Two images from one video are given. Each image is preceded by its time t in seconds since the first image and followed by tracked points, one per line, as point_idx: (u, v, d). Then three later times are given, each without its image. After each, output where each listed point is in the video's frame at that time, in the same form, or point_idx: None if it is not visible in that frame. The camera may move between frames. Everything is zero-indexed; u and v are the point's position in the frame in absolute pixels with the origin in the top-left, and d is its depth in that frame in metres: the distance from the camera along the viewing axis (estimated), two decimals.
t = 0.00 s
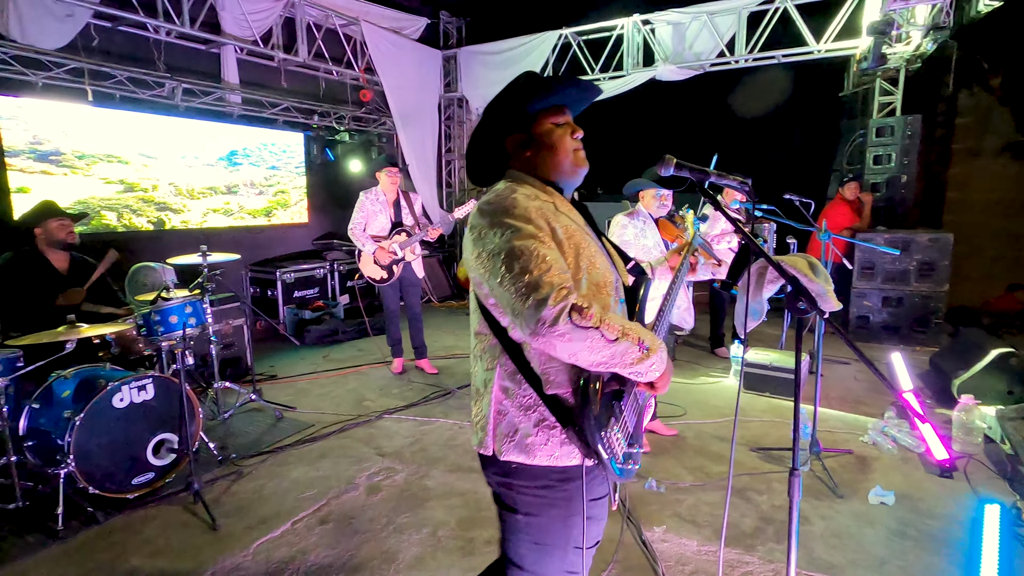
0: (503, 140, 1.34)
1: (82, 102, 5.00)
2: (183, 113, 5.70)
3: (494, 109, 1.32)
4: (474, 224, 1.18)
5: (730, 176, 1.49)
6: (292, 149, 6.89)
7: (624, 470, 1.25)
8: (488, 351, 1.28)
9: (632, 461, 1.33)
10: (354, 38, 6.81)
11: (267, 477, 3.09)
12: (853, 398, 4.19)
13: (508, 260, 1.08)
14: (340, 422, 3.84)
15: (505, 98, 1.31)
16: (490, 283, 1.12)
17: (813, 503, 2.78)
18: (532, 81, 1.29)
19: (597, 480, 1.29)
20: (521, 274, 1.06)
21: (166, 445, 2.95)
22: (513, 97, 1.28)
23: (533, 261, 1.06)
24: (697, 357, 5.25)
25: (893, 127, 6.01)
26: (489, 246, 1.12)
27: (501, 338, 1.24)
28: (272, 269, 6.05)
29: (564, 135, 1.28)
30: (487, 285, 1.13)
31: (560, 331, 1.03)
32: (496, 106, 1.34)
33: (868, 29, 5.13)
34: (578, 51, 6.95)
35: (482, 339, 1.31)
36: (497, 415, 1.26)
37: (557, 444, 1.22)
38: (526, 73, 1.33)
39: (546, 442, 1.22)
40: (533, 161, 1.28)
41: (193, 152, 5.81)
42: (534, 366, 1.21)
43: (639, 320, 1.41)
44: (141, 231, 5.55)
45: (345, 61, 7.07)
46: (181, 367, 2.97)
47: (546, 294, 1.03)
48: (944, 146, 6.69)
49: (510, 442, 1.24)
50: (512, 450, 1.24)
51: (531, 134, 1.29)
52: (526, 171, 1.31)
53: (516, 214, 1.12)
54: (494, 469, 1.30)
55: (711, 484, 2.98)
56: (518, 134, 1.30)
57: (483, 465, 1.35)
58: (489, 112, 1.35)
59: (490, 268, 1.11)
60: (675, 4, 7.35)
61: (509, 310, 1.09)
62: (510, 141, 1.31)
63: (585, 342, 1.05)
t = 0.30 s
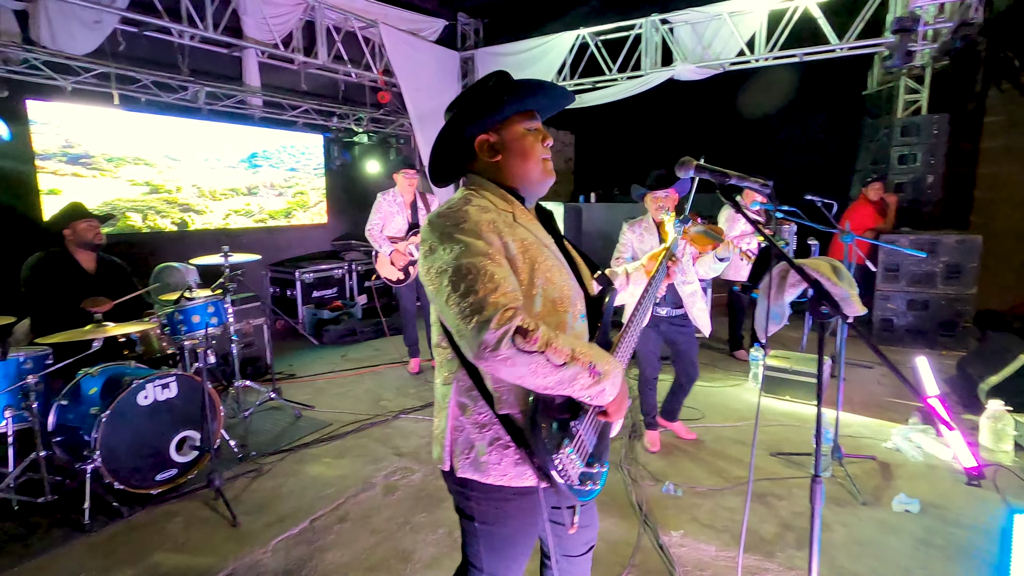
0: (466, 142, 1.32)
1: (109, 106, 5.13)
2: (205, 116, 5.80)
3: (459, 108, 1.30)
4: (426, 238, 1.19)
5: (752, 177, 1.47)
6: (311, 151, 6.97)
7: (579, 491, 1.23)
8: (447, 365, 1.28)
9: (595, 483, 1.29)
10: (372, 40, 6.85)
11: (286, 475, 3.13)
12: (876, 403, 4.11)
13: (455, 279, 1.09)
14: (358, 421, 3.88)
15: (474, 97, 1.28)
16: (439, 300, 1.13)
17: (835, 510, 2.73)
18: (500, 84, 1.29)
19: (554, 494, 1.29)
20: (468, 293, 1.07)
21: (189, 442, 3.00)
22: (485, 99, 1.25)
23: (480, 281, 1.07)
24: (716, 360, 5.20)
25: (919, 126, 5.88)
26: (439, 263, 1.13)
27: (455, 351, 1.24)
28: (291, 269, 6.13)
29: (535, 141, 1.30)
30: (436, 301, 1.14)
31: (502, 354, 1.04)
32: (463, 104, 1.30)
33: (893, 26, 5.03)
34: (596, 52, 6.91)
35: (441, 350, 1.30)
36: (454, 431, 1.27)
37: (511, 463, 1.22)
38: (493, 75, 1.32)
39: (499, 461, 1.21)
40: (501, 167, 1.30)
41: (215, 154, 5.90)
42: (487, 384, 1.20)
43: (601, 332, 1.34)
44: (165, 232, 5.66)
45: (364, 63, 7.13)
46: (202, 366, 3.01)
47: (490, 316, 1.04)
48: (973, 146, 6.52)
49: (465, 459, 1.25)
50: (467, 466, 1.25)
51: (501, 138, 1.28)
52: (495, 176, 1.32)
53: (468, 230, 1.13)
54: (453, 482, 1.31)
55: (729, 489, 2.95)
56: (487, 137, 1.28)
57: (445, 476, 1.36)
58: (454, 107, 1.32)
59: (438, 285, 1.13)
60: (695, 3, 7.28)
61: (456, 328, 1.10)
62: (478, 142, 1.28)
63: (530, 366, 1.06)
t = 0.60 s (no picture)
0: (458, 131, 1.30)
1: (154, 109, 5.31)
2: (244, 117, 5.96)
3: (453, 97, 1.27)
4: (407, 240, 1.15)
5: (795, 174, 1.42)
6: (345, 151, 7.08)
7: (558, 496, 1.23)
8: (427, 365, 1.26)
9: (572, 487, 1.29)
10: (405, 41, 6.90)
11: (317, 470, 3.17)
12: (921, 411, 3.94)
13: (435, 287, 1.05)
14: (388, 418, 3.92)
15: (468, 87, 1.26)
16: (418, 306, 1.10)
17: (877, 521, 2.62)
18: (494, 75, 1.28)
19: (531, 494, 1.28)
20: (448, 302, 1.03)
21: (226, 434, 3.08)
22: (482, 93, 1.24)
23: (461, 289, 1.03)
24: (750, 363, 5.08)
25: (970, 123, 5.64)
26: (419, 267, 1.09)
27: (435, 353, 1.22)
28: (325, 268, 6.24)
29: (527, 139, 1.30)
30: (416, 305, 1.11)
31: (481, 369, 1.00)
32: (454, 93, 1.27)
33: (943, 17, 4.81)
34: (629, 50, 6.84)
35: (421, 350, 1.28)
36: (432, 434, 1.25)
37: (488, 468, 1.21)
38: (488, 64, 1.30)
39: (477, 466, 1.21)
40: (492, 161, 1.29)
41: (252, 155, 6.05)
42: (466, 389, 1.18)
43: (584, 332, 1.34)
44: (204, 230, 5.83)
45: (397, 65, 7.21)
46: (240, 361, 3.07)
47: (470, 328, 1.00)
48: None
49: (443, 462, 1.24)
50: (445, 469, 1.24)
51: (493, 133, 1.27)
52: (482, 171, 1.31)
53: (451, 235, 1.10)
54: (434, 482, 1.31)
55: (764, 496, 2.87)
56: (478, 130, 1.27)
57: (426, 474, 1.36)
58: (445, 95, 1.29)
59: (418, 290, 1.09)
60: None
61: (435, 338, 1.06)
62: (469, 134, 1.27)
63: (511, 379, 1.03)
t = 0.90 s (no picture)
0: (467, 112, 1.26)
1: (191, 105, 5.43)
2: (277, 114, 6.06)
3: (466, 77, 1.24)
4: (407, 232, 1.13)
5: (846, 155, 1.35)
6: (375, 147, 7.15)
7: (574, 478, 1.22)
8: (435, 353, 1.24)
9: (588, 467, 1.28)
10: (434, 37, 6.92)
11: (345, 460, 3.20)
12: (968, 414, 3.77)
13: (438, 276, 1.03)
14: (415, 411, 3.94)
15: (482, 70, 1.23)
16: (422, 297, 1.07)
17: (922, 527, 2.51)
18: (506, 59, 1.25)
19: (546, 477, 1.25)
20: (453, 290, 1.01)
21: (257, 423, 3.12)
22: (496, 75, 1.20)
23: (463, 276, 1.01)
24: (784, 363, 4.94)
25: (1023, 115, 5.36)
26: (421, 257, 1.07)
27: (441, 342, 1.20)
28: (354, 262, 6.30)
29: (536, 127, 1.28)
30: (420, 297, 1.09)
31: (489, 355, 0.98)
32: (469, 74, 1.24)
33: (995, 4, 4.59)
34: (660, 43, 6.71)
35: (427, 340, 1.26)
36: (443, 422, 1.23)
37: (502, 454, 1.19)
38: (501, 45, 1.27)
39: (490, 451, 1.18)
40: (500, 147, 1.26)
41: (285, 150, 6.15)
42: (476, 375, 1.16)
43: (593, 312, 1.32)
44: (238, 224, 5.94)
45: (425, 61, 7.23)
46: (272, 351, 3.12)
47: (475, 314, 0.98)
48: None
49: (456, 449, 1.22)
50: (458, 457, 1.22)
51: (504, 117, 1.24)
52: (488, 154, 1.29)
53: (450, 222, 1.07)
54: (448, 472, 1.28)
55: (801, 498, 2.77)
56: (489, 113, 1.23)
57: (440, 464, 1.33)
58: (457, 76, 1.26)
59: (421, 282, 1.07)
60: None
61: (440, 328, 1.04)
62: (480, 117, 1.24)
63: (519, 363, 1.00)
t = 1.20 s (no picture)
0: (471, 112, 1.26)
1: (207, 104, 5.48)
2: (292, 113, 6.09)
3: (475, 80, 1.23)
4: (403, 229, 1.19)
5: (875, 146, 1.31)
6: (388, 147, 7.16)
7: (564, 465, 1.23)
8: (432, 341, 1.28)
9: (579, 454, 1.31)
10: (448, 37, 6.92)
11: (357, 457, 3.19)
12: (993, 419, 3.67)
13: (429, 272, 1.09)
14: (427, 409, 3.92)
15: (491, 75, 1.24)
16: (416, 290, 1.13)
17: (946, 533, 2.44)
18: (512, 64, 1.26)
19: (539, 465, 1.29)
20: (440, 283, 1.06)
21: (269, 420, 3.13)
22: (506, 82, 1.21)
23: (451, 272, 1.06)
24: (801, 365, 4.85)
25: None
26: (415, 253, 1.13)
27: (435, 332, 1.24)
28: (367, 261, 6.31)
29: (536, 132, 1.31)
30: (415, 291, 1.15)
31: (472, 347, 1.02)
32: (478, 77, 1.24)
33: None
34: (675, 42, 6.64)
35: (425, 330, 1.31)
36: (438, 408, 1.27)
37: (493, 440, 1.21)
38: (509, 48, 1.26)
39: (482, 438, 1.21)
40: (502, 150, 1.28)
41: (299, 149, 6.18)
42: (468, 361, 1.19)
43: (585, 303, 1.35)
44: (252, 223, 5.97)
45: (438, 61, 7.23)
46: (285, 348, 3.12)
47: (460, 307, 1.02)
48: None
49: (450, 435, 1.25)
50: (452, 442, 1.25)
51: (508, 122, 1.25)
52: (489, 155, 1.31)
53: (439, 219, 1.12)
54: (444, 458, 1.32)
55: (820, 503, 2.71)
56: (495, 117, 1.24)
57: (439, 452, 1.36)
58: (464, 76, 1.25)
59: (415, 276, 1.13)
60: None
61: (432, 319, 1.10)
62: (485, 121, 1.24)
63: (502, 355, 1.03)
